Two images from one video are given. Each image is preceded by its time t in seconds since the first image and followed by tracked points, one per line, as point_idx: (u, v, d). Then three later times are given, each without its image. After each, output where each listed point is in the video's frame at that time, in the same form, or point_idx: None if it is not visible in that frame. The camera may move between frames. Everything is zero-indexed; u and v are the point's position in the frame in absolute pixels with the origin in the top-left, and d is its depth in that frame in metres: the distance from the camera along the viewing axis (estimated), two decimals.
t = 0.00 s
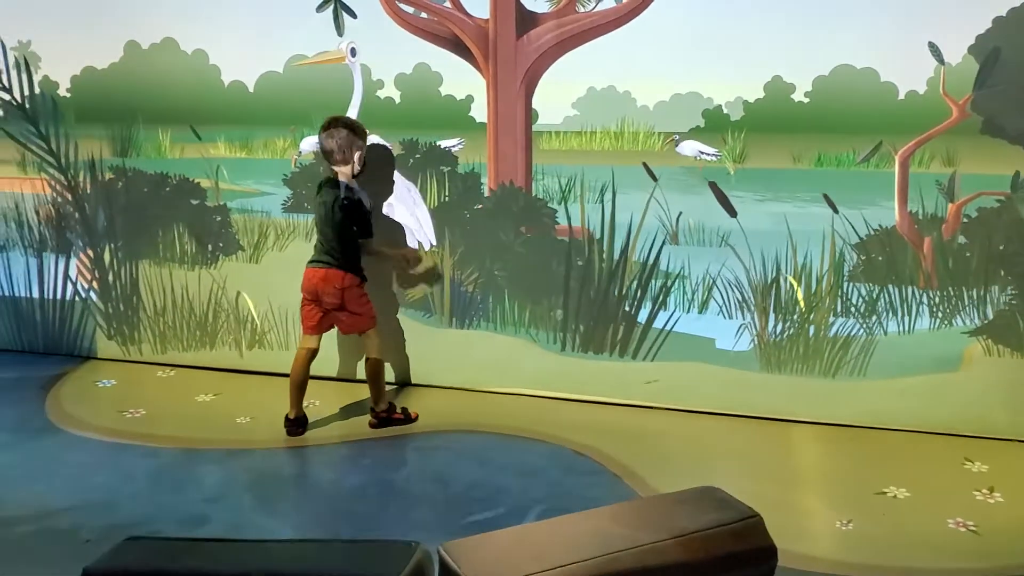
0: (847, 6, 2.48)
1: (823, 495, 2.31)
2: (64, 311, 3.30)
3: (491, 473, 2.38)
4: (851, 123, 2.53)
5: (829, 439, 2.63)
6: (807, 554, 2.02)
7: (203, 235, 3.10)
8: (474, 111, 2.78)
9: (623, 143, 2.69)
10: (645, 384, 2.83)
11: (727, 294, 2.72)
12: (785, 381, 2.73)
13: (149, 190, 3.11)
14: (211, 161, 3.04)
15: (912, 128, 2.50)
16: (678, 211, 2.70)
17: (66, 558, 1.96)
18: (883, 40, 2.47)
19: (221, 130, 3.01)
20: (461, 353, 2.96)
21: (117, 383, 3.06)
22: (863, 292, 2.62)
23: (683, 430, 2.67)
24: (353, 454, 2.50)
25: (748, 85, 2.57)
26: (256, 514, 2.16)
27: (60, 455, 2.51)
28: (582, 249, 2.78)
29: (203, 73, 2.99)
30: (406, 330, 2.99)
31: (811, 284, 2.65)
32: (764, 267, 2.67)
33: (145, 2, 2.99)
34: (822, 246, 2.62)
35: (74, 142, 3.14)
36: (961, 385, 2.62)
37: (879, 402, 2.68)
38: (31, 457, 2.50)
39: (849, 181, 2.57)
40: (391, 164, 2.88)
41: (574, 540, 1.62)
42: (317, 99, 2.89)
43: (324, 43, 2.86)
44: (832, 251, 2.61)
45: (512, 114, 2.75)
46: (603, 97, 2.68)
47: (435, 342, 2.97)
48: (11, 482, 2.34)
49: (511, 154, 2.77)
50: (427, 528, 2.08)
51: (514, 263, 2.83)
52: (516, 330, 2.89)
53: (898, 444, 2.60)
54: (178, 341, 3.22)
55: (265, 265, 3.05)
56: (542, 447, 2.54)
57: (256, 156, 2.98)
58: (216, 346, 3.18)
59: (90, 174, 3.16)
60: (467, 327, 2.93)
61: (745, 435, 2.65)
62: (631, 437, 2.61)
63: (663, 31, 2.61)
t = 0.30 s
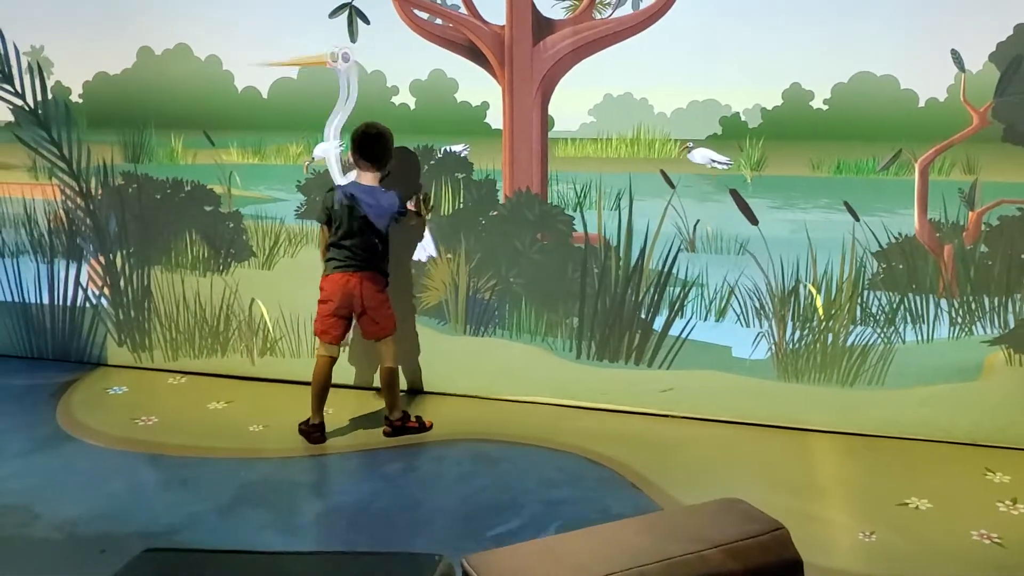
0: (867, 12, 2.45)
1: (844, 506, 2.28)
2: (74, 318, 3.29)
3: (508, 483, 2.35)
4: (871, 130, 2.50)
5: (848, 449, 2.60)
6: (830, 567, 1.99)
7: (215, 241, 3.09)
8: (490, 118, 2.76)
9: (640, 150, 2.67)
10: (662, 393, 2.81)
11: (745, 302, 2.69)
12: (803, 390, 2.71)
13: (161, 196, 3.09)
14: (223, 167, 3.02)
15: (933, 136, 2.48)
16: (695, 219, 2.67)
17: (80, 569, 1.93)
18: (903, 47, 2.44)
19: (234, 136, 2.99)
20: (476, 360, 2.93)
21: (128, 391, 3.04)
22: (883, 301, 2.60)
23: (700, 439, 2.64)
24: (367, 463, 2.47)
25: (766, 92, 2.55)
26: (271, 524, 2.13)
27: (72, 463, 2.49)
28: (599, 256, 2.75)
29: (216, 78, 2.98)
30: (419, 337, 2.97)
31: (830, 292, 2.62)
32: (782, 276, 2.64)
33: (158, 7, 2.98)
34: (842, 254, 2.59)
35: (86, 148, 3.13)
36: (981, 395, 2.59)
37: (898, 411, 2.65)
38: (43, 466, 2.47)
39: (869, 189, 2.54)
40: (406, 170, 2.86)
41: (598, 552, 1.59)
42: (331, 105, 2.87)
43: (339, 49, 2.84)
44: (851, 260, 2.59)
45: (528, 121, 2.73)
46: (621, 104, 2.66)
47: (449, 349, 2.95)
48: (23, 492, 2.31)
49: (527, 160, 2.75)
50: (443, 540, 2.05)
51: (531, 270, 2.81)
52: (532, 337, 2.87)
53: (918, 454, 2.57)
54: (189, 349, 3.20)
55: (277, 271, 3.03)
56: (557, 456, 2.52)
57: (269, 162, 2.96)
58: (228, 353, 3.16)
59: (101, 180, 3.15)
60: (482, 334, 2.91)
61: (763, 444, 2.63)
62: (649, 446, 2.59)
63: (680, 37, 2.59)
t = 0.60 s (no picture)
0: (875, 16, 2.45)
1: (853, 510, 2.26)
2: (76, 321, 3.26)
3: (515, 487, 2.33)
4: (879, 133, 2.50)
5: (856, 452, 2.59)
6: (842, 571, 1.97)
7: (218, 244, 3.07)
8: (495, 120, 2.75)
9: (646, 152, 2.65)
10: (668, 396, 2.80)
11: (752, 306, 2.68)
12: (810, 393, 2.70)
13: (163, 199, 3.08)
14: (226, 169, 3.00)
15: (941, 140, 2.47)
16: (703, 222, 2.66)
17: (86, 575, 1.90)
18: (911, 51, 2.44)
19: (237, 139, 2.97)
20: (480, 363, 2.92)
21: (130, 395, 3.02)
22: (891, 305, 2.59)
23: (707, 443, 2.63)
24: (373, 468, 2.45)
25: (773, 95, 2.54)
26: (278, 530, 2.11)
27: (76, 467, 2.47)
28: (605, 259, 2.74)
29: (219, 81, 2.96)
30: (424, 340, 2.95)
31: (837, 295, 2.61)
32: (789, 279, 2.63)
33: (161, 9, 2.96)
34: (849, 258, 2.59)
35: (88, 150, 3.11)
36: (989, 398, 2.58)
37: (905, 415, 2.64)
38: (45, 470, 2.45)
39: (876, 192, 2.53)
40: (409, 173, 2.84)
41: (613, 557, 1.57)
42: (335, 107, 2.85)
43: (343, 51, 2.83)
44: (858, 263, 2.58)
45: (534, 124, 2.72)
46: (627, 106, 2.65)
47: (453, 353, 2.94)
48: (26, 497, 2.29)
49: (532, 163, 2.74)
50: (451, 545, 2.03)
51: (537, 273, 2.80)
52: (537, 341, 2.85)
53: (925, 457, 2.56)
54: (192, 352, 3.18)
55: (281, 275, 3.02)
56: (564, 460, 2.50)
57: (272, 165, 2.95)
58: (231, 356, 3.14)
59: (103, 183, 3.12)
60: (487, 337, 2.89)
61: (771, 448, 2.62)
62: (655, 450, 2.58)
63: (688, 40, 2.58)
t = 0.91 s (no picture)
0: (886, 16, 2.44)
1: (866, 512, 2.25)
2: (84, 324, 3.26)
3: (526, 490, 2.32)
4: (890, 134, 2.49)
5: (868, 454, 2.58)
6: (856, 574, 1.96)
7: (226, 247, 3.06)
8: (503, 122, 2.74)
9: (656, 154, 2.65)
10: (678, 399, 2.79)
11: (762, 307, 2.67)
12: (821, 395, 2.69)
13: (171, 202, 3.07)
14: (234, 172, 3.00)
15: (953, 140, 2.46)
16: (714, 224, 2.65)
17: None
18: (922, 51, 2.43)
19: (245, 142, 2.97)
20: (489, 366, 2.91)
21: (139, 398, 3.02)
22: (903, 306, 2.58)
23: (717, 446, 2.62)
24: (383, 471, 2.45)
25: (783, 96, 2.53)
26: (289, 534, 2.10)
27: (85, 471, 2.46)
28: (615, 261, 2.73)
29: (227, 83, 2.96)
30: (432, 343, 2.94)
31: (848, 297, 2.60)
32: (799, 281, 2.62)
33: (169, 11, 2.95)
34: (859, 259, 2.57)
35: (97, 153, 3.10)
36: (1001, 400, 2.57)
37: (917, 417, 2.63)
38: (55, 474, 2.44)
39: (887, 193, 2.52)
40: (416, 175, 2.84)
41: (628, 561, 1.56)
42: (343, 110, 2.85)
43: (351, 53, 2.82)
44: (869, 264, 2.57)
45: (542, 126, 2.72)
46: (636, 107, 2.64)
47: (461, 355, 2.93)
48: (37, 501, 2.28)
49: (541, 165, 2.73)
50: (462, 549, 2.02)
51: (546, 275, 2.79)
52: (545, 343, 2.84)
53: (937, 459, 2.55)
54: (200, 355, 3.18)
55: (289, 278, 3.01)
56: (574, 463, 2.49)
57: (280, 168, 2.94)
58: (240, 359, 3.13)
59: (111, 186, 3.12)
60: (495, 340, 2.88)
61: (781, 450, 2.60)
62: (666, 452, 2.56)
63: (697, 40, 2.57)
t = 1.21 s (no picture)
0: (903, 16, 2.43)
1: (886, 513, 2.24)
2: (97, 328, 3.26)
3: (545, 493, 2.31)
4: (907, 134, 2.48)
5: (885, 455, 2.57)
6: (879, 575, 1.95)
7: (239, 249, 3.06)
8: (517, 123, 2.74)
9: (671, 155, 2.64)
10: (693, 400, 2.78)
11: (778, 309, 2.66)
12: (837, 397, 2.68)
13: (184, 205, 3.07)
14: (246, 175, 3.00)
15: (969, 141, 2.46)
16: (730, 225, 2.65)
17: None
18: (939, 52, 2.42)
19: (258, 144, 2.97)
20: (502, 369, 2.90)
21: (153, 401, 3.01)
22: (919, 306, 2.57)
23: (733, 447, 2.61)
24: (399, 473, 2.44)
25: (800, 97, 2.53)
26: (308, 536, 2.09)
27: (100, 474, 2.45)
28: (629, 262, 2.72)
29: (241, 86, 2.95)
30: (445, 346, 2.93)
31: (864, 297, 2.60)
32: (815, 281, 2.62)
33: (182, 14, 2.95)
34: (875, 259, 2.57)
35: (110, 157, 3.10)
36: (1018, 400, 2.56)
37: (933, 417, 2.62)
38: (72, 477, 2.44)
39: (903, 194, 2.52)
40: (428, 177, 2.83)
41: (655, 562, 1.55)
42: (356, 113, 2.85)
43: (365, 55, 2.82)
44: (885, 264, 2.56)
45: (556, 127, 2.71)
46: (651, 108, 2.64)
47: (475, 357, 2.92)
48: (54, 504, 2.27)
49: (555, 166, 2.73)
50: (482, 551, 2.01)
51: (560, 276, 2.78)
52: (559, 345, 2.84)
53: (955, 460, 2.54)
54: (214, 357, 3.17)
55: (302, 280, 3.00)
56: (591, 465, 2.48)
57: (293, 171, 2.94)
58: (253, 361, 3.13)
59: (124, 189, 3.12)
60: (508, 342, 2.88)
61: (798, 451, 2.60)
62: (682, 454, 2.56)
63: (713, 41, 2.56)
